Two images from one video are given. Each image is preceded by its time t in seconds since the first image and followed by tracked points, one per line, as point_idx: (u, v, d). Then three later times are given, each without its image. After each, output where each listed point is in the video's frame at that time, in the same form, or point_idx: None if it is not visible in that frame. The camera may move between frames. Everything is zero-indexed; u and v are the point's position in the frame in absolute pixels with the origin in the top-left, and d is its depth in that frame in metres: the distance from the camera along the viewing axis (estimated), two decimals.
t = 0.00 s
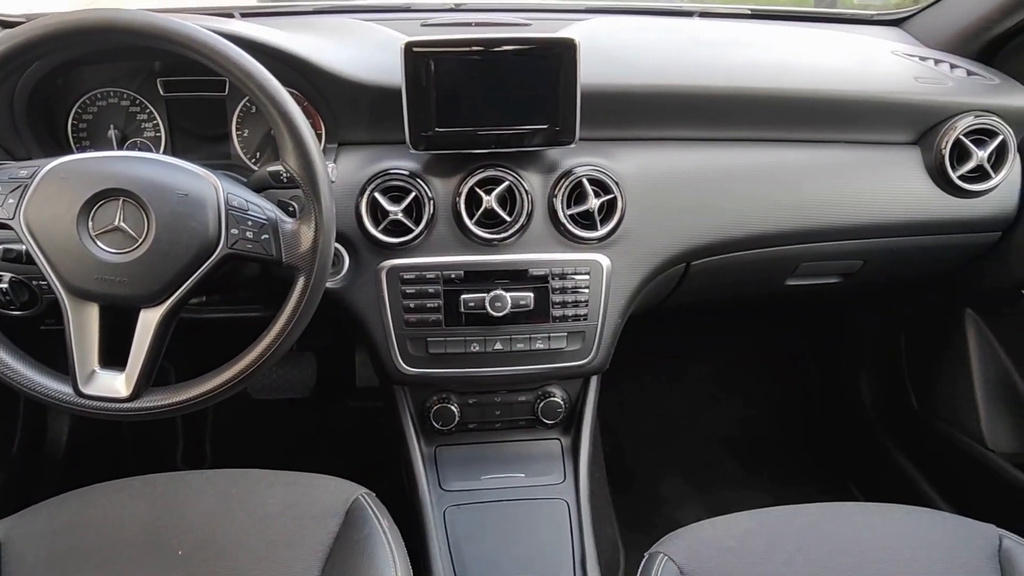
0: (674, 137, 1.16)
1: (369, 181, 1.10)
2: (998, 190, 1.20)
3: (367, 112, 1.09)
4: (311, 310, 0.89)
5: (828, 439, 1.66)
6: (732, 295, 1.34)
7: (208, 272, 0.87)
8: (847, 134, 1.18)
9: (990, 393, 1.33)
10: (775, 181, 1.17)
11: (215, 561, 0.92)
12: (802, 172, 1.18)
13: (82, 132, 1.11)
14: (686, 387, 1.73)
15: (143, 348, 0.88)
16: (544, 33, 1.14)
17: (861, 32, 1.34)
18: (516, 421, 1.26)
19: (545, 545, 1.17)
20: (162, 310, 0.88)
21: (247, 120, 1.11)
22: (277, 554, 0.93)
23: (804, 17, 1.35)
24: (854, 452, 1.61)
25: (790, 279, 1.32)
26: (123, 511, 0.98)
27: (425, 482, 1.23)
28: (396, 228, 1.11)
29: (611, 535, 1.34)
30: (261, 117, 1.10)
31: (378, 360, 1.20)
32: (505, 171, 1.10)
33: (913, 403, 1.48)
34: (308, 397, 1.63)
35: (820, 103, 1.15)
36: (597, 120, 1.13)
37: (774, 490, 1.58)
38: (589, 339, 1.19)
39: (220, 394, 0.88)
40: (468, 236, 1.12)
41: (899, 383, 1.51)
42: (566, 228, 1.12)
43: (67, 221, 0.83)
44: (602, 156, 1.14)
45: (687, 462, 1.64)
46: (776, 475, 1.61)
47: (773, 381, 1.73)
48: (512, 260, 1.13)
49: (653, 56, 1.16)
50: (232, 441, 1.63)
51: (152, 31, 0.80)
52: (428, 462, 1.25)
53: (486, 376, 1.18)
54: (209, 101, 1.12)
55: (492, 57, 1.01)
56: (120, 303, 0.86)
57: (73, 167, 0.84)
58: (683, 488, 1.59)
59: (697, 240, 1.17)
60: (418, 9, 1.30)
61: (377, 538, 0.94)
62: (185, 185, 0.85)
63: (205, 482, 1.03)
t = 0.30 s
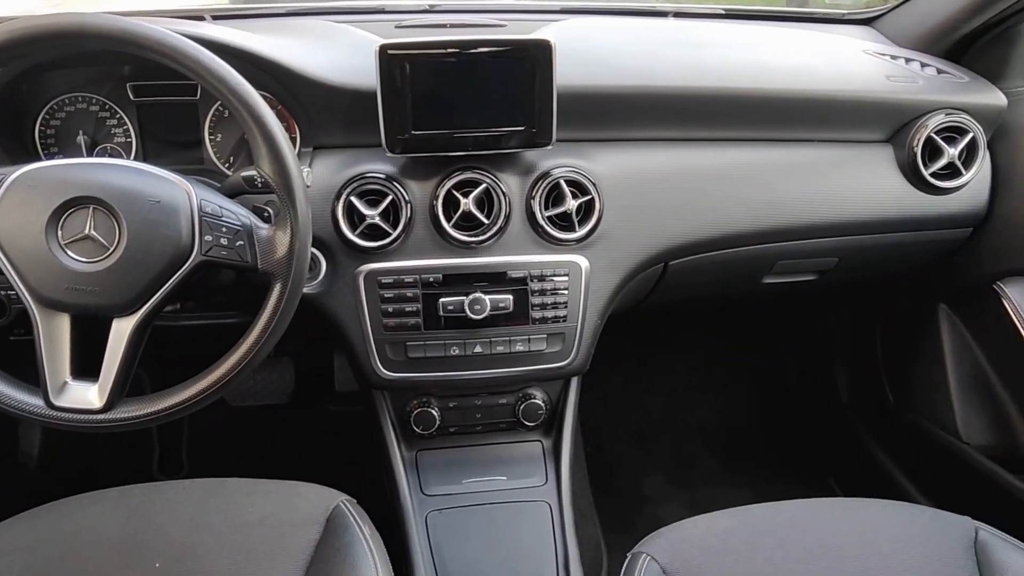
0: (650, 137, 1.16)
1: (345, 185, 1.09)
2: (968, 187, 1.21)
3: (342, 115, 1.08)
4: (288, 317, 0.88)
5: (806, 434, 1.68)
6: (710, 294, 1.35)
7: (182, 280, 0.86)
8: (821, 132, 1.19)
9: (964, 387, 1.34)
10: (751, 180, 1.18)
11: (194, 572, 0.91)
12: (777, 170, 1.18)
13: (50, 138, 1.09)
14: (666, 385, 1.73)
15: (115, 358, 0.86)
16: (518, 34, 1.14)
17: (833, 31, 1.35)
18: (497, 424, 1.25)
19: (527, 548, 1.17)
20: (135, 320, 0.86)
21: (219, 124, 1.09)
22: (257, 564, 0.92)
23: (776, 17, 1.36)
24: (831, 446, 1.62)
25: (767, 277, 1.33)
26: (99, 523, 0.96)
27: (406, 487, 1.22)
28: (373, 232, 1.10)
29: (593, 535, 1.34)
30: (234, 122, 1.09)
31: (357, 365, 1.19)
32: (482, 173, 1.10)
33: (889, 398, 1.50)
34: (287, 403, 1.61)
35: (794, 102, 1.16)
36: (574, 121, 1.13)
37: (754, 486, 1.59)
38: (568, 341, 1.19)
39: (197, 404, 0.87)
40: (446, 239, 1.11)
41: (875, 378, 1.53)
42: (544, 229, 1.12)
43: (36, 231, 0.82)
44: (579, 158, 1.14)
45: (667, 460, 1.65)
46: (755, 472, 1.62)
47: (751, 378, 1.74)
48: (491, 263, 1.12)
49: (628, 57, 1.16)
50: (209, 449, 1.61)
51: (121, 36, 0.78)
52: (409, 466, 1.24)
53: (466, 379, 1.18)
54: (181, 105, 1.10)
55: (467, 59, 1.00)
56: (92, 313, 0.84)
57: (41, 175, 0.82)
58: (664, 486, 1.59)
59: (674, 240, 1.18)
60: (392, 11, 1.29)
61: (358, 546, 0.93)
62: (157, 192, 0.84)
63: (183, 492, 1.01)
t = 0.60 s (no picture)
0: (627, 139, 1.17)
1: (322, 190, 1.09)
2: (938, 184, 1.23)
3: (318, 119, 1.07)
4: (267, 324, 0.88)
5: (784, 430, 1.70)
6: (689, 293, 1.36)
7: (158, 288, 0.85)
8: (794, 132, 1.21)
9: (938, 381, 1.37)
10: (727, 180, 1.19)
11: None
12: (752, 170, 1.20)
13: (20, 145, 1.07)
14: (645, 384, 1.74)
15: (92, 368, 0.85)
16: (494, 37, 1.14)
17: (805, 30, 1.37)
18: (479, 426, 1.25)
19: (510, 550, 1.17)
20: (110, 329, 0.85)
21: (193, 129, 1.08)
22: (238, 573, 0.91)
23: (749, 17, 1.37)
24: (809, 441, 1.64)
25: (744, 276, 1.34)
26: (76, 536, 0.95)
27: (388, 491, 1.22)
28: (351, 237, 1.10)
29: (576, 536, 1.35)
30: (209, 126, 1.08)
31: (337, 370, 1.18)
32: (460, 176, 1.10)
33: (864, 393, 1.52)
34: (267, 409, 1.60)
35: (768, 103, 1.17)
36: (551, 123, 1.13)
37: (734, 483, 1.61)
38: (549, 342, 1.19)
39: (175, 413, 0.86)
40: (424, 243, 1.11)
41: (851, 373, 1.55)
42: (523, 232, 1.12)
43: (8, 240, 0.81)
44: (557, 160, 1.14)
45: (648, 457, 1.66)
46: (735, 468, 1.64)
47: (729, 375, 1.76)
48: (470, 266, 1.12)
49: (603, 59, 1.16)
50: (188, 457, 1.59)
51: (93, 42, 0.78)
52: (390, 470, 1.24)
53: (447, 382, 1.18)
54: (154, 110, 1.08)
55: (443, 62, 1.00)
56: (66, 323, 0.84)
57: (12, 184, 0.81)
58: (646, 484, 1.61)
59: (652, 240, 1.19)
60: (366, 14, 1.29)
61: (341, 552, 0.92)
62: (131, 200, 0.82)
63: (162, 502, 1.00)
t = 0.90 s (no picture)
0: (606, 140, 1.17)
1: (302, 195, 1.08)
2: (913, 181, 1.25)
3: (297, 124, 1.06)
4: (249, 330, 0.87)
5: (766, 427, 1.71)
6: (669, 292, 1.37)
7: (137, 296, 0.84)
8: (771, 132, 1.22)
9: (914, 376, 1.38)
10: (706, 180, 1.20)
11: None
12: (730, 170, 1.21)
13: None
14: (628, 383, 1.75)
15: (70, 378, 0.84)
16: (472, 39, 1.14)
17: (779, 30, 1.38)
18: (463, 430, 1.25)
19: (496, 552, 1.17)
20: (89, 338, 0.84)
21: (170, 135, 1.07)
22: None
23: (725, 18, 1.39)
24: (790, 438, 1.66)
25: (724, 275, 1.35)
26: (56, 548, 0.94)
27: (373, 496, 1.22)
28: (332, 242, 1.09)
29: (562, 536, 1.35)
30: (186, 133, 1.07)
31: (319, 376, 1.18)
32: (441, 179, 1.10)
33: (843, 388, 1.53)
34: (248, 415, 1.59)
35: (745, 103, 1.18)
36: (531, 126, 1.13)
37: (717, 481, 1.62)
38: (532, 344, 1.19)
39: (155, 423, 0.85)
40: (406, 247, 1.11)
41: (829, 369, 1.56)
42: (504, 234, 1.12)
43: None
44: (537, 162, 1.15)
45: (632, 457, 1.67)
46: (718, 466, 1.65)
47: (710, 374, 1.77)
48: (452, 269, 1.12)
49: (582, 61, 1.17)
50: (168, 465, 1.58)
51: (67, 49, 0.77)
52: (375, 475, 1.24)
53: (430, 386, 1.18)
54: (129, 116, 1.07)
55: (422, 66, 1.00)
56: (43, 333, 0.82)
57: None
58: (630, 483, 1.62)
59: (632, 241, 1.19)
60: (344, 17, 1.28)
61: (327, 559, 0.92)
62: (107, 208, 0.82)
63: (143, 512, 0.99)
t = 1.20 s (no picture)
0: (589, 140, 1.17)
1: (283, 199, 1.07)
2: (891, 179, 1.26)
3: (278, 128, 1.05)
4: (232, 337, 0.86)
5: (750, 424, 1.72)
6: (653, 292, 1.37)
7: (118, 304, 0.83)
8: (753, 131, 1.23)
9: (895, 371, 1.40)
10: (688, 180, 1.20)
11: None
12: (712, 170, 1.21)
13: None
14: (612, 383, 1.76)
15: (49, 389, 0.82)
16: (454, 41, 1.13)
17: (758, 30, 1.39)
18: (449, 433, 1.25)
19: (485, 555, 1.17)
20: (68, 348, 0.83)
21: (148, 141, 1.06)
22: None
23: (705, 17, 1.39)
24: (774, 434, 1.67)
25: (708, 274, 1.35)
26: (36, 561, 0.92)
27: (359, 501, 1.21)
28: (314, 246, 1.08)
29: (549, 537, 1.35)
30: (165, 137, 1.05)
31: (304, 381, 1.17)
32: (424, 182, 1.09)
33: (825, 384, 1.54)
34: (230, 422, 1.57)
35: (726, 103, 1.19)
36: (514, 127, 1.13)
37: (702, 478, 1.63)
38: (517, 346, 1.19)
39: (138, 433, 0.84)
40: (390, 250, 1.10)
41: (812, 365, 1.57)
42: (489, 236, 1.12)
43: None
44: (521, 164, 1.14)
45: (617, 457, 1.67)
46: (703, 464, 1.66)
47: (693, 371, 1.78)
48: (436, 272, 1.12)
49: (564, 62, 1.17)
50: (150, 474, 1.56)
51: (42, 54, 0.75)
52: (361, 480, 1.23)
53: (416, 390, 1.17)
54: (106, 121, 1.06)
55: (404, 68, 0.99)
56: (22, 343, 0.81)
57: None
58: (616, 483, 1.62)
59: (617, 241, 1.19)
60: (323, 19, 1.27)
61: (315, 567, 0.91)
62: (86, 215, 0.81)
63: (126, 522, 0.98)
